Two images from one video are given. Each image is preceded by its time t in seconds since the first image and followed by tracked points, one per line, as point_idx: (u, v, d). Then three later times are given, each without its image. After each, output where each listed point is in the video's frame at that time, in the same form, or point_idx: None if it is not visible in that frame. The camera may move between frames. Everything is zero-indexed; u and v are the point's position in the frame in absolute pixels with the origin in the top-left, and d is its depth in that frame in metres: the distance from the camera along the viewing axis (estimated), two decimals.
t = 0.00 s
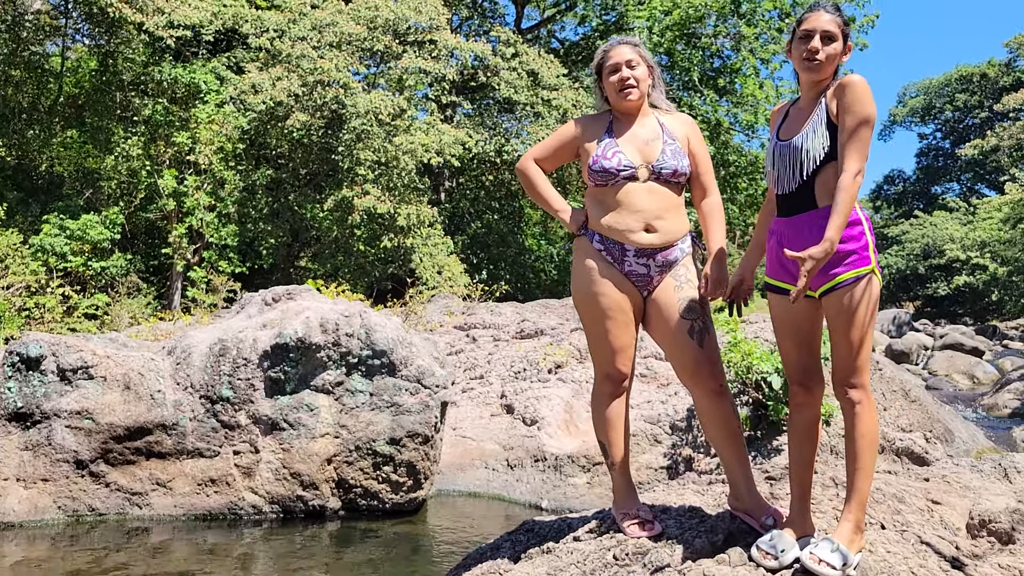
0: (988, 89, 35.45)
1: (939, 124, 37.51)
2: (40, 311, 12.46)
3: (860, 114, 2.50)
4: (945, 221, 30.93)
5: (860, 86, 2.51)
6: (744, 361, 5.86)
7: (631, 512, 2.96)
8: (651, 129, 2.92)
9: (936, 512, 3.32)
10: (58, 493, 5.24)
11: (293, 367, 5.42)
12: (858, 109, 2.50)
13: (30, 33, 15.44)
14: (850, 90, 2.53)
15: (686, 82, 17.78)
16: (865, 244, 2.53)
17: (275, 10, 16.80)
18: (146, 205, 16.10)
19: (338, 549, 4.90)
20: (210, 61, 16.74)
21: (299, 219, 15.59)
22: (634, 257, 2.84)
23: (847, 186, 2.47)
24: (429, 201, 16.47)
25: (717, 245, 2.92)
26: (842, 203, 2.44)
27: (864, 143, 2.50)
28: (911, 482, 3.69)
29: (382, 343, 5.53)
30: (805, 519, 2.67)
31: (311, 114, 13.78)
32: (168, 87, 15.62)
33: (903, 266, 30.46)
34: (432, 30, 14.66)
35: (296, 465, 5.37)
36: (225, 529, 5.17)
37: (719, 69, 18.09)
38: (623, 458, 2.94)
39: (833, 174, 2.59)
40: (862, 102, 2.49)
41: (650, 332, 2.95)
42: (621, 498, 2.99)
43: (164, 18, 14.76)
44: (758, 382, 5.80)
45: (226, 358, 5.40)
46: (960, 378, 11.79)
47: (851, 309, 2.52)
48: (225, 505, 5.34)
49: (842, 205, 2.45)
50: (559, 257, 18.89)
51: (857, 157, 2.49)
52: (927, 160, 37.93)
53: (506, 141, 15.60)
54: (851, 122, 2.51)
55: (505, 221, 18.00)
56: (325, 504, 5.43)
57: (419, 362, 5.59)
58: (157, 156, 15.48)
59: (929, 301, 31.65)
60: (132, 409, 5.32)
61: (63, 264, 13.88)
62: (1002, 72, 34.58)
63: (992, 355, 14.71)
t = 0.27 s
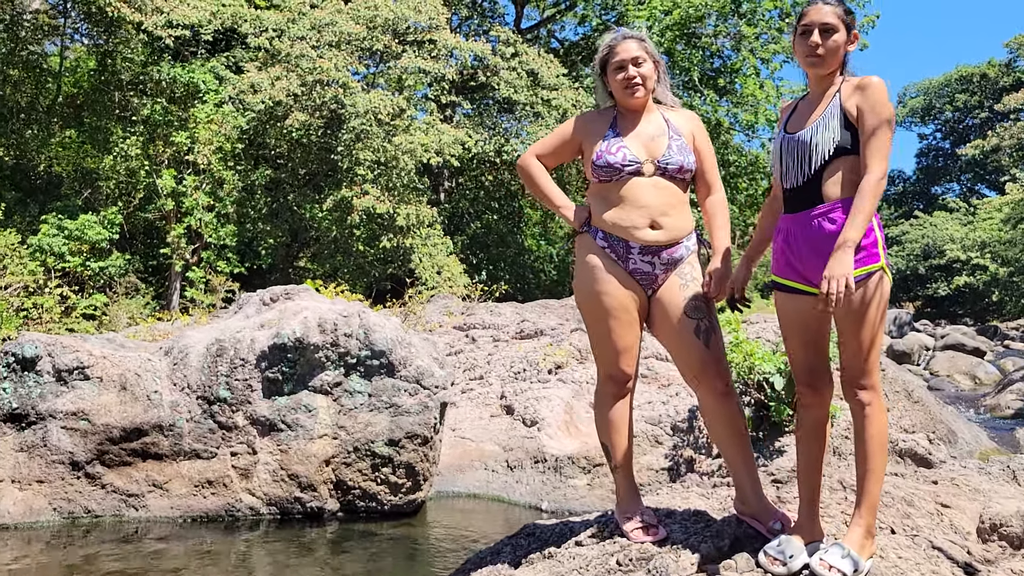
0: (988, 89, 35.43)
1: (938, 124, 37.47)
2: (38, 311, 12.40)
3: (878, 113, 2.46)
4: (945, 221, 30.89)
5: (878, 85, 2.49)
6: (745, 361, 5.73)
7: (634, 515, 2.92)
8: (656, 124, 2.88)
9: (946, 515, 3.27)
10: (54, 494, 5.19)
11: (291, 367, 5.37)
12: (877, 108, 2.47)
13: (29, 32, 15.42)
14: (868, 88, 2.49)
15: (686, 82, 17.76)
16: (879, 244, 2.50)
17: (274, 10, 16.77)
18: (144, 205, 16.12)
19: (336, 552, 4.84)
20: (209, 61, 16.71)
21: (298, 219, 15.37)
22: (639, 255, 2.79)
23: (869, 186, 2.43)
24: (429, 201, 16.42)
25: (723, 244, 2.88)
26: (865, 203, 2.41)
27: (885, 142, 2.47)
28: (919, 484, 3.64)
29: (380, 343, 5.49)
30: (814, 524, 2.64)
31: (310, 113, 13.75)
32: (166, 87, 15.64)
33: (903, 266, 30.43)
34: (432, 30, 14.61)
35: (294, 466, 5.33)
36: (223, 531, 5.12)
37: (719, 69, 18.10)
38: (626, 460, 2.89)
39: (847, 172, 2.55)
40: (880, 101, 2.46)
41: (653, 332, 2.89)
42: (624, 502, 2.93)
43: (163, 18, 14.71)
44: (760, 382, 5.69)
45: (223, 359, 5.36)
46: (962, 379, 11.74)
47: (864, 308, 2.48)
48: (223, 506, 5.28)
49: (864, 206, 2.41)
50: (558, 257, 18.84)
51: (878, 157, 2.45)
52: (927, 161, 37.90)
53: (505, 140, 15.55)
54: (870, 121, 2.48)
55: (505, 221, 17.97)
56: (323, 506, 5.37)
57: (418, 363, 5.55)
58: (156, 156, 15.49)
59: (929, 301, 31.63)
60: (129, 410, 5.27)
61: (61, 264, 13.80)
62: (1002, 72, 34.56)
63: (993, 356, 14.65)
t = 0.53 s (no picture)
0: (986, 89, 35.44)
1: (937, 125, 37.46)
2: (33, 311, 12.35)
3: (865, 97, 2.45)
4: (944, 222, 30.88)
5: (863, 69, 2.47)
6: (739, 359, 5.68)
7: (613, 510, 2.86)
8: (637, 111, 2.84)
9: (933, 511, 3.24)
10: (41, 493, 5.14)
11: (281, 365, 5.34)
12: (862, 92, 2.46)
13: (24, 32, 15.68)
14: (852, 73, 2.48)
15: (683, 82, 17.74)
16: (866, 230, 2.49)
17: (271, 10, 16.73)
18: (140, 204, 16.01)
19: (327, 550, 4.81)
20: (205, 60, 16.67)
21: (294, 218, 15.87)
22: (618, 244, 2.76)
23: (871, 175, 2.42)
24: (426, 201, 16.39)
25: (705, 233, 2.83)
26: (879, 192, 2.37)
27: (874, 127, 2.46)
28: (908, 481, 3.62)
29: (371, 341, 5.45)
30: (795, 518, 2.59)
31: (306, 113, 13.71)
32: (162, 86, 15.55)
33: (901, 266, 30.43)
34: (428, 29, 14.56)
35: (284, 464, 5.28)
36: (212, 530, 5.08)
37: (716, 69, 17.97)
38: (605, 454, 2.86)
39: (832, 158, 2.53)
40: (867, 85, 2.45)
41: (634, 323, 2.86)
42: (603, 498, 2.88)
43: (159, 17, 14.65)
44: (754, 380, 5.74)
45: (213, 357, 5.32)
46: (959, 378, 11.72)
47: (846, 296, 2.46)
48: (212, 505, 5.24)
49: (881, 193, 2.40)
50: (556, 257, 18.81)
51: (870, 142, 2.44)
52: (926, 161, 37.89)
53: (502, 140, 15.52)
54: (858, 106, 2.46)
55: (502, 221, 17.95)
56: (313, 504, 5.34)
57: (410, 360, 5.52)
58: (152, 155, 15.38)
59: (927, 302, 31.68)
60: (117, 408, 5.23)
61: (56, 264, 13.75)
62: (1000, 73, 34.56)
63: (990, 355, 14.63)
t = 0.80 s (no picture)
0: (984, 92, 35.47)
1: (935, 127, 37.47)
2: (29, 313, 12.36)
3: (819, 104, 2.49)
4: (942, 224, 30.90)
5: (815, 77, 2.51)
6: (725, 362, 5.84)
7: (573, 512, 2.89)
8: (597, 118, 2.87)
9: (895, 512, 3.25)
10: (28, 494, 5.16)
11: (268, 368, 5.36)
12: (815, 100, 2.49)
13: (21, 34, 15.69)
14: (804, 80, 2.51)
15: (680, 84, 17.75)
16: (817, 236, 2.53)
17: (268, 12, 16.72)
18: (137, 206, 15.95)
19: (313, 552, 4.82)
20: (202, 63, 16.68)
21: (291, 220, 15.88)
22: (578, 249, 2.78)
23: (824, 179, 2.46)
24: (422, 203, 16.41)
25: (663, 238, 2.86)
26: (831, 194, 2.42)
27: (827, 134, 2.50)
28: (875, 482, 3.65)
29: (358, 343, 5.47)
30: (747, 520, 2.63)
31: (302, 115, 13.74)
32: (160, 89, 15.47)
33: (898, 269, 30.46)
34: (425, 32, 14.54)
35: (271, 467, 5.30)
36: (198, 532, 5.09)
37: (713, 72, 17.68)
38: (566, 458, 2.88)
39: (786, 164, 2.55)
40: (820, 94, 2.49)
41: (594, 327, 2.88)
42: (564, 501, 2.91)
43: (155, 20, 14.67)
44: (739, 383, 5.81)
45: (199, 359, 5.33)
46: (951, 380, 11.74)
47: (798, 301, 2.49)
48: (199, 507, 5.24)
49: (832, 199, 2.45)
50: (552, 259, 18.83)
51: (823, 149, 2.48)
52: (924, 163, 37.92)
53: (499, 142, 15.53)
54: (811, 113, 2.50)
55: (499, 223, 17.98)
56: (300, 506, 5.35)
57: (397, 363, 5.54)
58: (148, 158, 15.31)
59: (925, 304, 31.80)
60: (104, 410, 5.26)
61: (52, 266, 13.75)
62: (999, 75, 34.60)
63: (984, 358, 14.67)
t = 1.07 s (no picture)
0: (981, 94, 35.50)
1: (933, 130, 37.49)
2: (23, 315, 12.34)
3: (757, 102, 2.49)
4: (938, 227, 30.93)
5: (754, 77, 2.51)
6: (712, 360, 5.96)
7: (526, 511, 2.90)
8: (550, 119, 2.88)
9: (853, 511, 3.24)
10: (11, 496, 5.18)
11: (251, 369, 5.38)
12: (753, 99, 2.49)
13: (16, 36, 15.71)
14: (743, 79, 2.51)
15: (675, 87, 17.75)
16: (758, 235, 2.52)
17: (264, 14, 16.72)
18: (133, 209, 15.86)
19: (295, 554, 4.83)
20: (197, 65, 16.70)
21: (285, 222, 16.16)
22: (532, 249, 2.78)
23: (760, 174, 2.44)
24: (418, 205, 16.44)
25: (617, 238, 2.87)
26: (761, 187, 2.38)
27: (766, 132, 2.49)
28: (838, 483, 3.64)
29: (342, 345, 5.47)
30: (694, 519, 2.59)
31: (297, 118, 13.77)
32: (155, 91, 15.41)
33: (895, 271, 30.49)
34: (419, 34, 14.51)
35: (255, 468, 5.31)
36: (181, 533, 5.10)
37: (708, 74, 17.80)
38: (520, 457, 2.88)
39: (727, 162, 2.53)
40: (759, 92, 2.49)
41: (548, 326, 2.88)
42: (518, 497, 2.93)
43: (151, 22, 14.67)
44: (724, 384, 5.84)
45: (183, 360, 5.34)
46: (943, 383, 11.77)
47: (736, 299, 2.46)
48: (181, 508, 5.25)
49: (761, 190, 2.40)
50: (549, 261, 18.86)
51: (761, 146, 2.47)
52: (921, 166, 37.96)
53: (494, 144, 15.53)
54: (750, 112, 2.49)
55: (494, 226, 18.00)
56: (283, 507, 5.35)
57: (380, 364, 5.54)
58: (143, 160, 15.26)
59: (922, 306, 31.99)
60: (87, 412, 5.28)
61: (47, 268, 13.74)
62: (995, 78, 34.63)
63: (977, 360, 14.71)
